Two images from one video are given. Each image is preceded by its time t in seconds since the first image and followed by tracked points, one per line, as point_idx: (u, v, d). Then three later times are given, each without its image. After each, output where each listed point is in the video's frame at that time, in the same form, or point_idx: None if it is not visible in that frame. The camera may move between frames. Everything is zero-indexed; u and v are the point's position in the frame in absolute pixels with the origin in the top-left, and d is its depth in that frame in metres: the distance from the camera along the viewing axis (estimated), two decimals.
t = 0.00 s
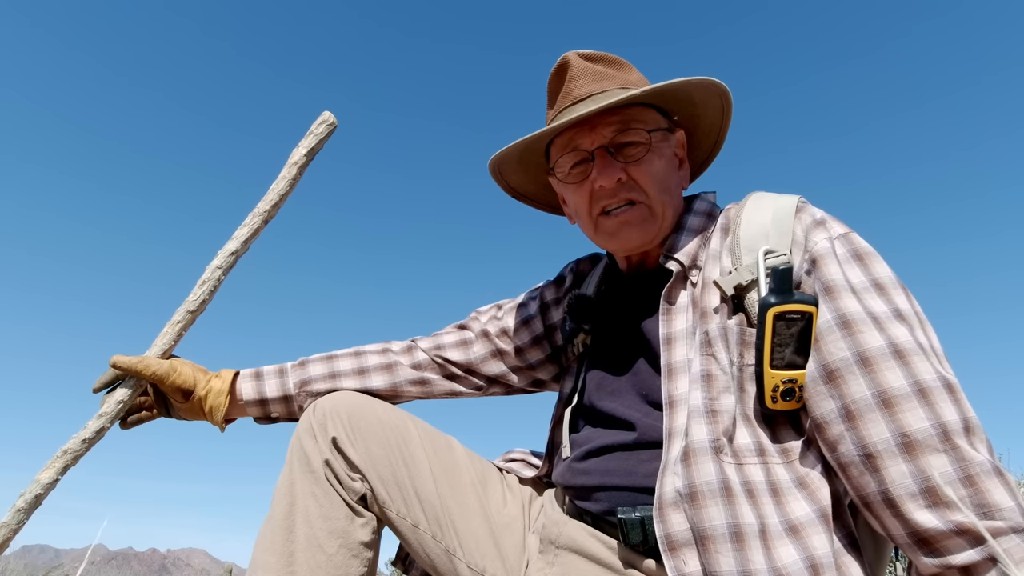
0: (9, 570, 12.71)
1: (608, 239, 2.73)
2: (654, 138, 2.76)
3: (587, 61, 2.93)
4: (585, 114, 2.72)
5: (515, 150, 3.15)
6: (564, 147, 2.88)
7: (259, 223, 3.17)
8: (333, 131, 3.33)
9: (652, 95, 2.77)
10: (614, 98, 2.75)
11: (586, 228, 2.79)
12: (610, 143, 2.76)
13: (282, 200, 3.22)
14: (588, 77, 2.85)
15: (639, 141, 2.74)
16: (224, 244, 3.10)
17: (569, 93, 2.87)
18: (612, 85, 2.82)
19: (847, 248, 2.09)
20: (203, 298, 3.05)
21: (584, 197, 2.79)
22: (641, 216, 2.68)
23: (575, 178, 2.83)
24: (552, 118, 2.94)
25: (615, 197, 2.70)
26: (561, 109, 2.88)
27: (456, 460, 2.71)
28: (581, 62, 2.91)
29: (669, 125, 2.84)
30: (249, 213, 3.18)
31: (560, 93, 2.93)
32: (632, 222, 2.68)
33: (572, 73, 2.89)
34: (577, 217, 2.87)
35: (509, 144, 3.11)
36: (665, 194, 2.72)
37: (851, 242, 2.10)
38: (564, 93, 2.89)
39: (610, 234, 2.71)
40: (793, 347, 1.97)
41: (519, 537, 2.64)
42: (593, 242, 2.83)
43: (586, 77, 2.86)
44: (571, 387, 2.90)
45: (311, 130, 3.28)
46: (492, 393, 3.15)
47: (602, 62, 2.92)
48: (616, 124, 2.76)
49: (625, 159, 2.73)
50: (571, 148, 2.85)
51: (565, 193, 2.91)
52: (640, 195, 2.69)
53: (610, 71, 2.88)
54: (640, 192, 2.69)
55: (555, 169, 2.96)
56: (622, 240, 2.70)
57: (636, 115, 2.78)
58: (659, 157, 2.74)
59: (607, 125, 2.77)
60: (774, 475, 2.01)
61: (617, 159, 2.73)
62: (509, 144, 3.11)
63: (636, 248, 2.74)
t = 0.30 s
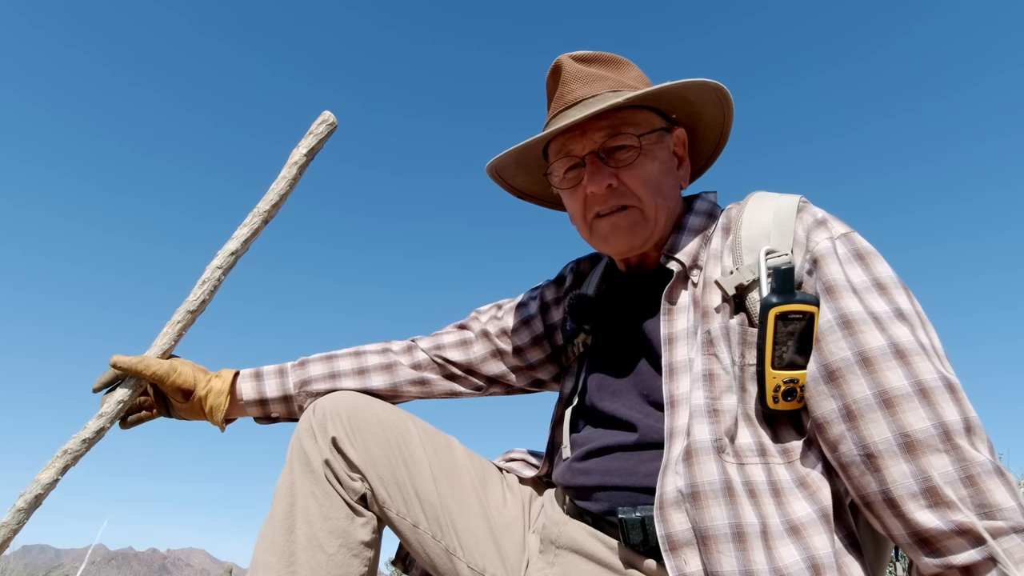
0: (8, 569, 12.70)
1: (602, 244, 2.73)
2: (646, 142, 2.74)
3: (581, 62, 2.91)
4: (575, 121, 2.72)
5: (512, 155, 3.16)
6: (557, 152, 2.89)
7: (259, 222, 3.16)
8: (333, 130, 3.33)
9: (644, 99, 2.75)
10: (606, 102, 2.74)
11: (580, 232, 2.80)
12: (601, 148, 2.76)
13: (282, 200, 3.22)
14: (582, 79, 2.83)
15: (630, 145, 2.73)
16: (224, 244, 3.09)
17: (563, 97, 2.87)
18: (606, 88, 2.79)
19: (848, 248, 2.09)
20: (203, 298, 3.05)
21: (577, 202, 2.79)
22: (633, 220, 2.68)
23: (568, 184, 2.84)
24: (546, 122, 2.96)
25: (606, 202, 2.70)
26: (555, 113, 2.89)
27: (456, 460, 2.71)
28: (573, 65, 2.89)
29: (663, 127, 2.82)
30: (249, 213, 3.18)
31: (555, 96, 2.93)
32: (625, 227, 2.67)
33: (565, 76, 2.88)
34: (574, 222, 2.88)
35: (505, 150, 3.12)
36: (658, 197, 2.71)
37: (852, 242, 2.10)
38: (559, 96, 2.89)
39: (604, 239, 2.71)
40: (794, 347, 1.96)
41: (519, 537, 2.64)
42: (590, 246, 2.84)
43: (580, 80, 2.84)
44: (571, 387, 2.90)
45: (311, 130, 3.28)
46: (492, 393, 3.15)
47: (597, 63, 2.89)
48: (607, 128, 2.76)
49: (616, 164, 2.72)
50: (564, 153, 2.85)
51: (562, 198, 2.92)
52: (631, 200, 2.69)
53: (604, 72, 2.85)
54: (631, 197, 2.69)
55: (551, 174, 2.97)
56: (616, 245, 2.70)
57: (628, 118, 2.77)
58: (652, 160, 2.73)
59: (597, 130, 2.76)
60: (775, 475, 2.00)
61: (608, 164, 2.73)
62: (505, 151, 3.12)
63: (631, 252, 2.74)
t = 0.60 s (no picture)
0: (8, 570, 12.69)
1: (603, 245, 2.74)
2: (647, 142, 2.74)
3: (582, 62, 2.90)
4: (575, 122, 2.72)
5: (511, 156, 3.15)
6: (558, 152, 2.88)
7: (259, 223, 3.16)
8: (333, 132, 3.33)
9: (644, 99, 2.75)
10: (607, 103, 2.73)
11: (581, 233, 2.80)
12: (602, 148, 2.75)
13: (282, 201, 3.22)
14: (582, 80, 2.83)
15: (631, 145, 2.73)
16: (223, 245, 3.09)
17: (564, 97, 2.87)
18: (606, 89, 2.79)
19: (848, 248, 2.09)
20: (203, 299, 3.05)
21: (579, 203, 2.79)
22: (634, 221, 2.68)
23: (569, 184, 2.84)
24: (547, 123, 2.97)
25: (607, 203, 2.70)
26: (555, 114, 2.90)
27: (456, 460, 2.71)
28: (574, 65, 2.89)
29: (663, 127, 2.82)
30: (248, 214, 3.18)
31: (555, 96, 2.93)
32: (626, 228, 2.67)
33: (566, 76, 2.88)
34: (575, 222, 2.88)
35: (505, 150, 3.12)
36: (659, 197, 2.71)
37: (852, 242, 2.10)
38: (559, 97, 2.89)
39: (605, 240, 2.72)
40: (794, 347, 1.96)
41: (519, 537, 2.64)
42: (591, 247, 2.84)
43: (580, 80, 2.84)
44: (570, 387, 2.89)
45: (311, 130, 3.28)
46: (492, 393, 3.15)
47: (598, 63, 2.89)
48: (608, 129, 2.75)
49: (617, 164, 2.72)
50: (565, 153, 2.85)
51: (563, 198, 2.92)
52: (632, 200, 2.68)
53: (605, 73, 2.85)
54: (633, 197, 2.69)
55: (551, 174, 2.97)
56: (617, 246, 2.71)
57: (629, 119, 2.77)
58: (653, 161, 2.72)
59: (598, 130, 2.76)
60: (775, 475, 2.00)
61: (609, 164, 2.73)
62: (505, 151, 3.12)
63: (633, 253, 2.74)
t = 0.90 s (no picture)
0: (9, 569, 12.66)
1: (599, 248, 2.75)
2: (641, 144, 2.73)
3: (575, 64, 2.90)
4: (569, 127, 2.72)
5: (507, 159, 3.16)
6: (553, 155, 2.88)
7: (264, 184, 3.15)
8: (335, 88, 3.33)
9: (638, 102, 2.74)
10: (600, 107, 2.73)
11: (577, 236, 2.81)
12: (596, 151, 2.75)
13: (287, 160, 3.21)
14: (575, 83, 2.83)
15: (625, 148, 2.72)
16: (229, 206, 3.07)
17: (557, 101, 2.87)
18: (600, 91, 2.78)
19: (845, 248, 2.09)
20: (211, 262, 3.02)
21: (574, 206, 2.80)
22: (630, 224, 2.68)
23: (565, 187, 2.85)
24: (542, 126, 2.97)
25: (603, 206, 2.71)
26: (549, 117, 2.89)
27: (455, 459, 2.70)
28: (567, 67, 2.89)
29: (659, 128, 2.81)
30: (253, 174, 3.16)
31: (549, 100, 2.93)
32: (622, 231, 2.68)
33: (559, 80, 2.88)
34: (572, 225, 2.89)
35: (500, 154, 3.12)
36: (655, 199, 2.70)
37: (850, 242, 2.10)
38: (553, 100, 2.89)
39: (601, 243, 2.73)
40: (790, 349, 1.96)
41: (519, 537, 2.63)
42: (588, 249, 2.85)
43: (574, 83, 2.83)
44: (567, 384, 2.88)
45: (313, 88, 3.28)
46: (493, 395, 3.14)
47: (592, 64, 2.89)
48: (601, 132, 2.75)
49: (612, 168, 2.72)
50: (559, 157, 2.85)
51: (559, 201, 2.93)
52: (628, 203, 2.69)
53: (599, 75, 2.84)
54: (628, 200, 2.69)
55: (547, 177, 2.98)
56: (613, 249, 2.72)
57: (623, 121, 2.75)
58: (648, 163, 2.72)
59: (592, 133, 2.76)
60: (773, 476, 2.00)
61: (603, 168, 2.73)
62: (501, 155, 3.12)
63: (629, 256, 2.74)
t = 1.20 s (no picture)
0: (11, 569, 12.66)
1: (597, 252, 2.74)
2: (637, 146, 2.73)
3: (568, 67, 2.90)
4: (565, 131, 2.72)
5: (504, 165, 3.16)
6: (548, 159, 2.87)
7: (247, 174, 3.14)
8: (309, 71, 3.33)
9: (633, 104, 2.73)
10: (594, 110, 2.73)
11: (575, 239, 2.81)
12: (592, 155, 2.75)
13: (266, 149, 3.20)
14: (568, 86, 2.83)
15: (621, 150, 2.72)
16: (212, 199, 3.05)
17: (551, 105, 2.87)
18: (593, 94, 2.78)
19: (844, 248, 2.09)
20: (199, 258, 3.01)
21: (571, 211, 2.79)
22: (628, 227, 2.68)
23: (562, 192, 2.84)
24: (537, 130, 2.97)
25: (600, 210, 2.70)
26: (544, 121, 2.90)
27: (455, 459, 2.70)
28: (560, 70, 2.89)
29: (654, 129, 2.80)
30: (233, 165, 3.15)
31: (543, 103, 2.93)
32: (620, 234, 2.68)
33: (553, 83, 2.88)
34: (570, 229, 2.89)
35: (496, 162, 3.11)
36: (652, 201, 2.71)
37: (848, 242, 2.10)
38: (547, 104, 2.89)
39: (599, 247, 2.72)
40: (789, 350, 1.97)
41: (519, 537, 2.64)
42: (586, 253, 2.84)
43: (567, 86, 2.84)
44: (567, 386, 2.88)
45: (287, 72, 3.26)
46: (493, 395, 3.15)
47: (584, 66, 2.89)
48: (596, 135, 2.75)
49: (608, 171, 2.72)
50: (555, 161, 2.84)
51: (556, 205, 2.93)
52: (625, 206, 2.69)
53: (592, 77, 2.84)
54: (625, 203, 2.69)
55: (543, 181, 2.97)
56: (611, 252, 2.71)
57: (618, 124, 2.75)
58: (644, 165, 2.72)
59: (587, 137, 2.75)
60: (773, 476, 2.00)
61: (600, 171, 2.73)
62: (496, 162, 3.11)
63: (627, 259, 2.74)
